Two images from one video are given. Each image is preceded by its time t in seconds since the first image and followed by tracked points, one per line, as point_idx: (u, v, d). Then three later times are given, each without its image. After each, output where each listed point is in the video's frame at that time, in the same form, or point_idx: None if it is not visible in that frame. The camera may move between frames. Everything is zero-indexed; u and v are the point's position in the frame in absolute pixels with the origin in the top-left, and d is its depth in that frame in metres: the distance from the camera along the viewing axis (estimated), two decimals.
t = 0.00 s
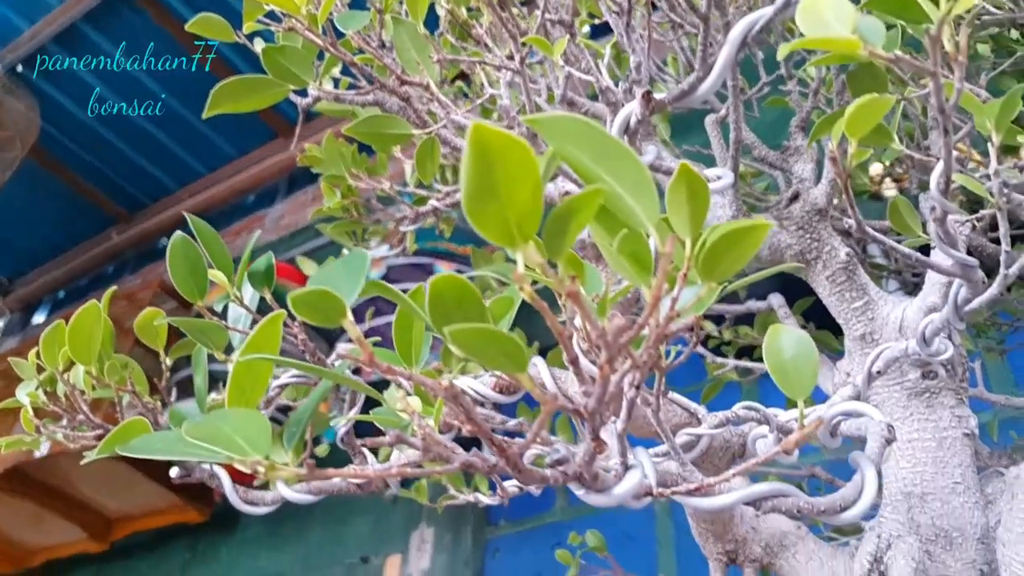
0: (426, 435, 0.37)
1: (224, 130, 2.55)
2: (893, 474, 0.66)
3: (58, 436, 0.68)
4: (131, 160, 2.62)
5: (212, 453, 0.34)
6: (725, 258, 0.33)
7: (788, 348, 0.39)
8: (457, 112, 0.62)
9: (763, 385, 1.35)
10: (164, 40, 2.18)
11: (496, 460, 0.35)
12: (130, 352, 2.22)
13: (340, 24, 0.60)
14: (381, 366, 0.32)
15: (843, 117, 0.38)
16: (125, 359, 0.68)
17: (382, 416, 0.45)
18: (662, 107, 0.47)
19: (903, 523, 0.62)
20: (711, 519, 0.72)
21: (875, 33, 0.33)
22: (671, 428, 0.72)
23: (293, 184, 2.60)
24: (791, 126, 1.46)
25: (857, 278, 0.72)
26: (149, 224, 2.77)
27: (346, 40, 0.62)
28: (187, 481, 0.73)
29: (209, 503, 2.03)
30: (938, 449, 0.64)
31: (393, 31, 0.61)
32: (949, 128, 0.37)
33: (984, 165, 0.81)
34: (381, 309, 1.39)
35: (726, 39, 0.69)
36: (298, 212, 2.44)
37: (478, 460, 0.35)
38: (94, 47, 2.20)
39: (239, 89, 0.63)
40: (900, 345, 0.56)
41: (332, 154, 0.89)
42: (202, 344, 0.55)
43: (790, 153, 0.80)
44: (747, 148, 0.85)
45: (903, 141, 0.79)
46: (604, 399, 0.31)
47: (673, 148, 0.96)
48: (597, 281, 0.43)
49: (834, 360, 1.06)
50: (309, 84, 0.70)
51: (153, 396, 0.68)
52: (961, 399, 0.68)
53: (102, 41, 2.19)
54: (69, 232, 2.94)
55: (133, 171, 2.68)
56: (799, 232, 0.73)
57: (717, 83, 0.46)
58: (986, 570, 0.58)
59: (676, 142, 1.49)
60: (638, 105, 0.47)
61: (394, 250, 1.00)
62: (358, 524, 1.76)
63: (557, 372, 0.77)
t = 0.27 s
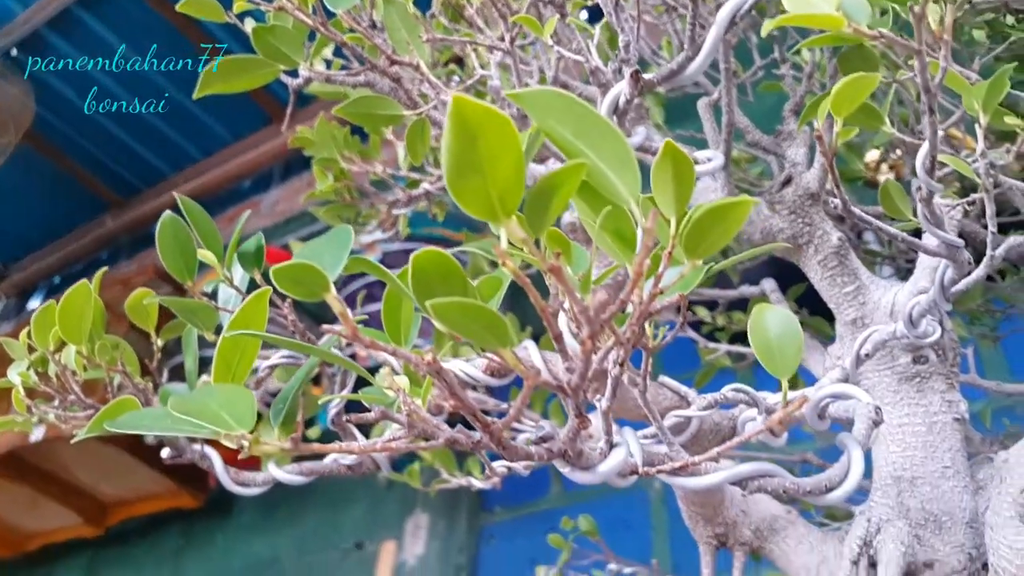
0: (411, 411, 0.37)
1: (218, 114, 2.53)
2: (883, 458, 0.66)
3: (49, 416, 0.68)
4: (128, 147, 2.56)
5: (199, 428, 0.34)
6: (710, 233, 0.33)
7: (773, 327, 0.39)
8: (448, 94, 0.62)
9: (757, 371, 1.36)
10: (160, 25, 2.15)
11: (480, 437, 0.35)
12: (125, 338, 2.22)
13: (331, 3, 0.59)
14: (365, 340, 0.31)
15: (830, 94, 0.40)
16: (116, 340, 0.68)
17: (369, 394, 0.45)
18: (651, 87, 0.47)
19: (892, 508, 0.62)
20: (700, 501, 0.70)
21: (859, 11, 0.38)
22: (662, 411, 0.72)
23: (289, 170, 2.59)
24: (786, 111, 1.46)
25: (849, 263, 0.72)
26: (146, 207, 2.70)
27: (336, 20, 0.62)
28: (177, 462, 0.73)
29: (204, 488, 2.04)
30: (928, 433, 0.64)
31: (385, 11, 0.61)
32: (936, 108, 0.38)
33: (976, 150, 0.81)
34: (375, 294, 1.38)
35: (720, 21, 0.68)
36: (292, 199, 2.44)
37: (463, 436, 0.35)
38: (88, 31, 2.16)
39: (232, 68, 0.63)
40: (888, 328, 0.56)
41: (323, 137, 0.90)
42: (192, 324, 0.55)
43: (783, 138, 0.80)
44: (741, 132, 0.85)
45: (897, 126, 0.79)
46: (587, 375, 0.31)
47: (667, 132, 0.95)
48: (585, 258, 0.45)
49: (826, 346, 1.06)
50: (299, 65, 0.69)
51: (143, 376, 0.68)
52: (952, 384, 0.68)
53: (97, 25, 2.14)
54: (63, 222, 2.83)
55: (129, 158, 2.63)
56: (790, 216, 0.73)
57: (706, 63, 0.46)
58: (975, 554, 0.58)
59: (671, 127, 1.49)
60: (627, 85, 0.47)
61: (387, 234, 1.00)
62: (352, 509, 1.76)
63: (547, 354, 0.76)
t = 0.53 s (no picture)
0: (404, 402, 0.36)
1: (215, 104, 2.52)
2: (879, 448, 0.66)
3: (45, 407, 0.68)
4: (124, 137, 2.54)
5: (191, 419, 0.34)
6: (704, 221, 0.33)
7: (767, 317, 0.39)
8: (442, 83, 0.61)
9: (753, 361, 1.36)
10: (156, 13, 2.13)
11: (473, 428, 0.35)
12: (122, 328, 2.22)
13: None
14: (357, 330, 0.31)
15: (821, 85, 0.40)
16: (111, 330, 0.68)
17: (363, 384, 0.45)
18: (646, 76, 0.46)
19: (887, 498, 0.62)
20: (697, 492, 0.70)
21: None
22: (658, 402, 0.72)
23: (285, 160, 2.59)
24: (782, 99, 1.46)
25: (845, 253, 0.72)
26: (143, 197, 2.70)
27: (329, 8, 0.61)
28: (172, 453, 0.73)
29: (202, 479, 2.04)
30: (923, 423, 0.64)
31: None
32: (929, 97, 0.38)
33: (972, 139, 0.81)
34: (371, 285, 1.38)
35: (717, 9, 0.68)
36: (288, 189, 2.43)
37: (456, 427, 0.35)
38: (85, 21, 2.13)
39: (225, 57, 0.63)
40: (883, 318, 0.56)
41: (319, 127, 0.89)
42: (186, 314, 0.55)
43: (780, 128, 0.80)
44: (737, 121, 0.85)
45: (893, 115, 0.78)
46: (580, 365, 0.31)
47: (663, 121, 0.95)
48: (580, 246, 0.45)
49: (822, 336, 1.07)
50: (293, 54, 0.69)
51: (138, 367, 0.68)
52: (948, 374, 0.68)
53: (94, 15, 2.11)
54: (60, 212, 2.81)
55: (124, 148, 2.61)
56: (787, 206, 0.73)
57: (701, 51, 0.45)
58: (970, 543, 0.59)
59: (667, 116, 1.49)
60: (621, 73, 0.47)
61: (383, 224, 1.00)
62: (350, 499, 1.77)
63: (541, 344, 0.76)
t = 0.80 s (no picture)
0: (405, 382, 0.37)
1: (217, 92, 2.51)
2: (876, 433, 0.66)
3: (50, 391, 0.69)
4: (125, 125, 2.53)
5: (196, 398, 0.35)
6: (701, 203, 0.33)
7: (763, 299, 0.40)
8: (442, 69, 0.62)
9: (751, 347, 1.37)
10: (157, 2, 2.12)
11: (473, 407, 0.35)
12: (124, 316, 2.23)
13: None
14: (358, 311, 0.32)
15: (820, 68, 0.40)
16: (115, 315, 0.69)
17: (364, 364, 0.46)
18: (644, 61, 0.47)
19: (884, 481, 0.62)
20: (694, 474, 0.71)
21: None
22: (657, 385, 0.73)
23: (287, 148, 2.59)
24: (782, 85, 1.46)
25: (844, 238, 0.72)
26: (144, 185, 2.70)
27: None
28: (176, 436, 0.74)
29: (207, 464, 2.06)
30: (920, 408, 0.65)
31: None
32: (926, 80, 0.38)
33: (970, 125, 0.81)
34: (372, 271, 1.38)
35: None
36: (289, 178, 2.43)
37: (457, 407, 0.36)
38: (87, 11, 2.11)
39: (227, 44, 0.63)
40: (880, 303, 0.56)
41: (320, 114, 0.89)
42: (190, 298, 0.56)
43: (779, 113, 0.80)
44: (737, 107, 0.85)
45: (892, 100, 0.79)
46: (578, 345, 0.31)
47: (662, 107, 0.95)
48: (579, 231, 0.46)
49: (821, 321, 1.07)
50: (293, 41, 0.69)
51: (142, 352, 0.69)
52: (945, 359, 0.68)
53: (96, 4, 2.09)
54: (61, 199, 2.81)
55: (128, 138, 2.60)
56: (785, 192, 0.73)
57: (699, 36, 0.45)
58: (966, 527, 0.59)
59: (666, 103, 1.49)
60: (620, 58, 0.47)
61: (383, 210, 1.00)
62: (352, 485, 1.78)
63: (541, 329, 0.77)
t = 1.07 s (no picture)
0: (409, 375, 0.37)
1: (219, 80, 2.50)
2: (875, 421, 0.67)
3: (58, 381, 0.69)
4: (128, 112, 2.52)
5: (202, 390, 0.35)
6: (702, 197, 0.33)
7: (764, 292, 0.40)
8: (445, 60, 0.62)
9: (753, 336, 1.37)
10: None
11: (477, 399, 0.36)
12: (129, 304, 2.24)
13: None
14: (362, 305, 0.32)
15: (821, 62, 0.40)
16: (121, 306, 0.69)
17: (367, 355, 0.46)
18: (646, 54, 0.47)
19: (883, 470, 0.63)
20: (696, 463, 0.72)
21: None
22: (659, 375, 0.73)
23: (290, 137, 2.59)
24: (784, 75, 1.46)
25: (844, 228, 0.73)
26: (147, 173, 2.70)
27: None
28: (183, 425, 0.74)
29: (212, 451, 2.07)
30: (920, 397, 0.65)
31: None
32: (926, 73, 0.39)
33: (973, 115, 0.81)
34: (375, 261, 1.39)
35: None
36: (293, 167, 2.43)
37: (460, 398, 0.36)
38: None
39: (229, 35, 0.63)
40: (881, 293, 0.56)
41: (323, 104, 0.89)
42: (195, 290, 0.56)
43: (781, 104, 0.80)
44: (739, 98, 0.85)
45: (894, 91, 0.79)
46: (581, 338, 0.32)
47: (665, 98, 0.95)
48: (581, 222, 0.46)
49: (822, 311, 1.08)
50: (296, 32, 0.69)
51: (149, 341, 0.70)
52: (945, 348, 0.69)
53: None
54: (65, 187, 2.81)
55: (132, 125, 2.60)
56: (787, 182, 0.73)
57: (701, 29, 0.46)
58: (965, 515, 0.60)
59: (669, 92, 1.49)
60: (622, 51, 0.47)
61: (385, 201, 1.01)
62: (356, 472, 1.79)
63: (544, 319, 0.77)
